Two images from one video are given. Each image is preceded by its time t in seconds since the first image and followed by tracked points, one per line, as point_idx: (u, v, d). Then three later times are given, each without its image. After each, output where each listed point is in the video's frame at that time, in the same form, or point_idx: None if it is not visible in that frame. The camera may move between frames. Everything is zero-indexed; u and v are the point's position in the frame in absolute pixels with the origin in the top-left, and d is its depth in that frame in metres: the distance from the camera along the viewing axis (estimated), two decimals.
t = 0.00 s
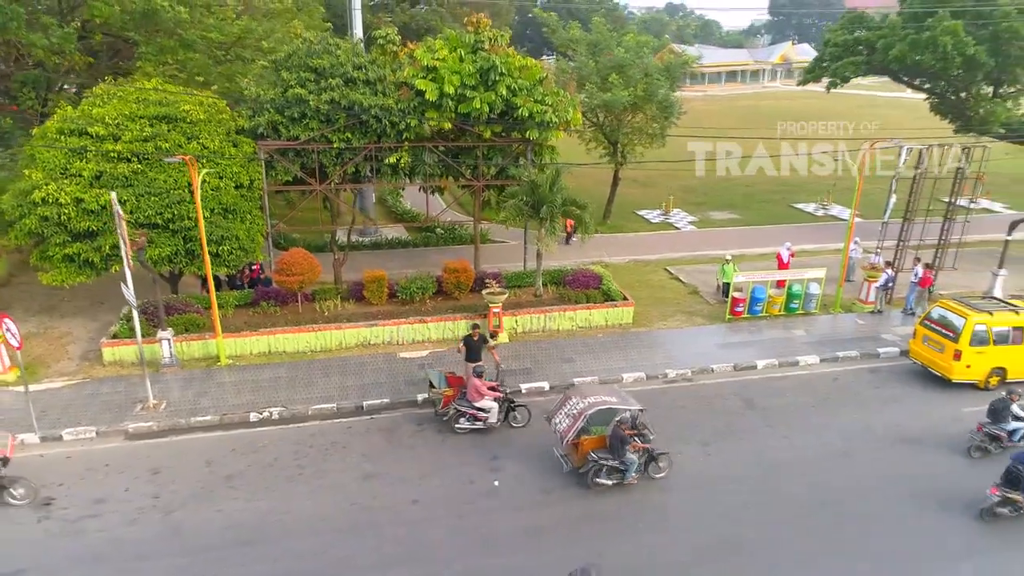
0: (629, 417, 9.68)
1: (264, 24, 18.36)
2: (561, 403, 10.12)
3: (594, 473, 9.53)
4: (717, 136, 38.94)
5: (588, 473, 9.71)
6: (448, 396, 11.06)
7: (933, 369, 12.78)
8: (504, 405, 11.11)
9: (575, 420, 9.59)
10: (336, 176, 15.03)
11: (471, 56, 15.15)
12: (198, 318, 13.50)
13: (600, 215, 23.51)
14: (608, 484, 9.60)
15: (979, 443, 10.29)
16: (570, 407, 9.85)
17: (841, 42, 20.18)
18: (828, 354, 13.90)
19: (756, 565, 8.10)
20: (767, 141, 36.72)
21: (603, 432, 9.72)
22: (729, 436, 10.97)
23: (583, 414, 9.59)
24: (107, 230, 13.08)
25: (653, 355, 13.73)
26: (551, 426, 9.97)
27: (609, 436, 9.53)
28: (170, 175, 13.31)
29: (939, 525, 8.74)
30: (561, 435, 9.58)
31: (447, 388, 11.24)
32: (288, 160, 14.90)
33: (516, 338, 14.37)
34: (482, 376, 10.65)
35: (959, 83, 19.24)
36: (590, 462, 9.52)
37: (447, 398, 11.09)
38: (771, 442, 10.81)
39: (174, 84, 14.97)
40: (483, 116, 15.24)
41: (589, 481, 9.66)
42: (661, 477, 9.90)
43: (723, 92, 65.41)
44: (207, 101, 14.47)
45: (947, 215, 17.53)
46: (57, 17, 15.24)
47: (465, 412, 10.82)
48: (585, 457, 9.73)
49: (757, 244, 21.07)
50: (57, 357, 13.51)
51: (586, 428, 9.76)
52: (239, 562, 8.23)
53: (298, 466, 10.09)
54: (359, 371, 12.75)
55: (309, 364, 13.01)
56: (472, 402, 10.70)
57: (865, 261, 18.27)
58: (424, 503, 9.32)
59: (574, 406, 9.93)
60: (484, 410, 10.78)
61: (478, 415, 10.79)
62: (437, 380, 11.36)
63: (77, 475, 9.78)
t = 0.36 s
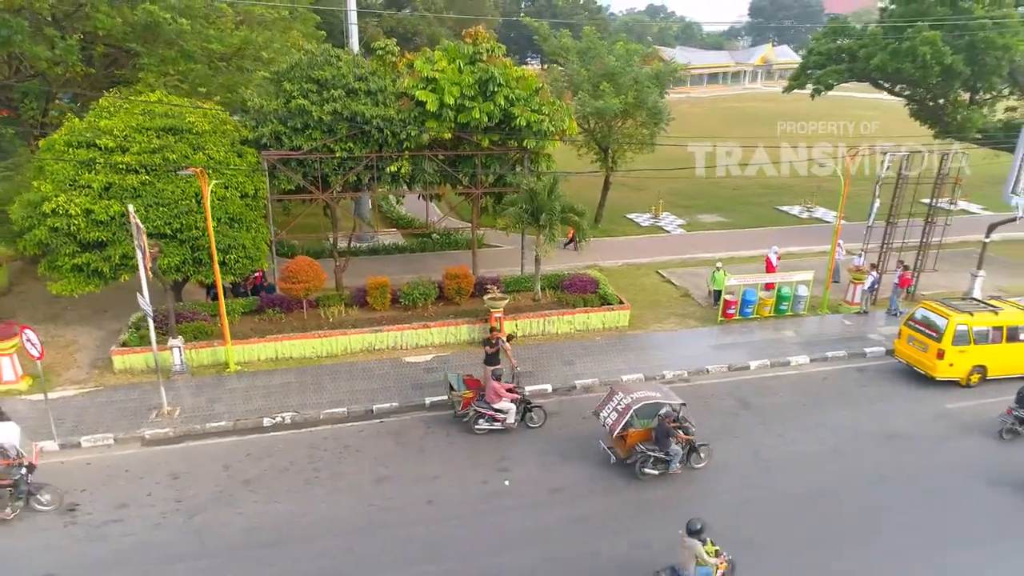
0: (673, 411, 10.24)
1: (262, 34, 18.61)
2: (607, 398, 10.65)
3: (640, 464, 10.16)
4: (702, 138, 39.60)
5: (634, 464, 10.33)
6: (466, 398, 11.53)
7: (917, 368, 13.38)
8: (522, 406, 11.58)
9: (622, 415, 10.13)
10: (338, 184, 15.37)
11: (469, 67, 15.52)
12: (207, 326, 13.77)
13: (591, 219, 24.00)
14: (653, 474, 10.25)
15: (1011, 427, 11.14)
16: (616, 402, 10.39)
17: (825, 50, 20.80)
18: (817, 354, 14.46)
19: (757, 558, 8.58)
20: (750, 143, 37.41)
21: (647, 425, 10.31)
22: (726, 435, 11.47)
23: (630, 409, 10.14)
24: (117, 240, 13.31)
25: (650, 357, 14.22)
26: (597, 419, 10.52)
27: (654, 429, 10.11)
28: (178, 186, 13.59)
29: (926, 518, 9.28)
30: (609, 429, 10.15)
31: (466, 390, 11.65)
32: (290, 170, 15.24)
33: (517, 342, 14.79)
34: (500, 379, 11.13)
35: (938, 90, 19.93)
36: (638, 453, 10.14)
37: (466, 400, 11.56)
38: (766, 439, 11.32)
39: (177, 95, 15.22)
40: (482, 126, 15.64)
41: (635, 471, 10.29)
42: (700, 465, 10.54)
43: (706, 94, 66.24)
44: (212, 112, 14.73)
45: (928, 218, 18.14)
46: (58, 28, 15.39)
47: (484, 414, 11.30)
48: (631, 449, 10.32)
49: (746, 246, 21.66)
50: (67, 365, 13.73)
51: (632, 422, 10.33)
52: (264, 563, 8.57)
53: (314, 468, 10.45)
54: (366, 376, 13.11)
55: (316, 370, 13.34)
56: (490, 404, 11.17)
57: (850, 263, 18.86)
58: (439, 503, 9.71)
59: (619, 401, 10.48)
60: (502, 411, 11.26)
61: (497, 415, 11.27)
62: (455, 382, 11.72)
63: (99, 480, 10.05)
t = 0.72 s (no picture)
0: (711, 405, 11.01)
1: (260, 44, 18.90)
2: (647, 392, 11.42)
3: (680, 454, 10.89)
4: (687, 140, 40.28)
5: (673, 453, 11.05)
6: (487, 398, 11.94)
7: (901, 365, 14.04)
8: (539, 405, 12.10)
9: (662, 407, 10.93)
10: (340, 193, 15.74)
11: (468, 78, 15.94)
12: (215, 332, 14.09)
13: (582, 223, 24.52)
14: (691, 463, 10.96)
15: None
16: (656, 396, 11.20)
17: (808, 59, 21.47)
18: (806, 354, 15.07)
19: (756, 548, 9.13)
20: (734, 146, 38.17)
21: (686, 418, 11.07)
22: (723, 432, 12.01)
23: (670, 403, 10.91)
24: (127, 250, 13.60)
25: (646, 358, 14.75)
26: (639, 412, 11.28)
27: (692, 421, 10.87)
28: (186, 196, 13.90)
29: (913, 509, 9.89)
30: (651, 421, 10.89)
31: (486, 391, 12.07)
32: (293, 178, 15.59)
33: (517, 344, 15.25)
34: (520, 380, 11.62)
35: (916, 98, 20.71)
36: (678, 443, 10.89)
37: (486, 400, 11.97)
38: (760, 436, 11.89)
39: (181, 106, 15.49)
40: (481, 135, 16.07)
41: (674, 460, 11.01)
42: (735, 455, 11.28)
43: (688, 96, 67.10)
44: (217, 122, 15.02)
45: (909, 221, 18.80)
46: (62, 41, 15.60)
47: (504, 413, 11.76)
48: (671, 440, 11.08)
49: (734, 249, 22.28)
50: (77, 372, 13.98)
51: (671, 415, 11.10)
52: (290, 561, 8.96)
53: (330, 470, 10.84)
54: (374, 380, 13.51)
55: (324, 374, 13.71)
56: (511, 404, 11.65)
57: (835, 265, 19.52)
58: (453, 501, 10.16)
59: (660, 395, 11.25)
60: (523, 410, 11.76)
61: (516, 415, 11.77)
62: (475, 383, 12.13)
63: (122, 485, 10.37)
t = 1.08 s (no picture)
0: (743, 397, 11.80)
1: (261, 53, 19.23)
2: (682, 386, 12.21)
3: (714, 443, 11.64)
4: (674, 142, 40.98)
5: (708, 443, 11.79)
6: (507, 397, 12.48)
7: (888, 363, 14.67)
8: (557, 404, 12.67)
9: (698, 399, 11.70)
10: (344, 201, 16.12)
11: (469, 88, 16.35)
12: (226, 338, 14.45)
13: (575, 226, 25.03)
14: (725, 451, 11.72)
15: None
16: (692, 389, 11.96)
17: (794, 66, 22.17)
18: (797, 353, 15.67)
19: (756, 540, 9.67)
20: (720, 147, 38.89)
21: (720, 409, 11.83)
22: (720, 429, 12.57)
23: (706, 395, 11.69)
24: (139, 258, 13.92)
25: (645, 359, 15.29)
26: (675, 404, 12.04)
27: (727, 412, 11.64)
28: (197, 206, 14.25)
29: (902, 501, 10.48)
30: (688, 412, 11.65)
31: (506, 390, 12.61)
32: (299, 186, 15.93)
33: (520, 346, 15.69)
34: (540, 380, 12.21)
35: (898, 103, 21.42)
36: (713, 433, 11.64)
37: (507, 399, 12.52)
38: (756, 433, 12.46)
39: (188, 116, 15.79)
40: (481, 143, 16.51)
41: (708, 449, 11.75)
42: (764, 445, 12.05)
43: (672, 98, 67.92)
44: (224, 132, 15.36)
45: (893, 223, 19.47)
46: (69, 52, 15.86)
47: (524, 412, 12.31)
48: (706, 430, 11.82)
49: (724, 251, 22.88)
50: (89, 378, 14.25)
51: (705, 406, 11.84)
52: (315, 557, 9.37)
53: (347, 470, 11.26)
54: (382, 382, 13.92)
55: (334, 378, 14.09)
56: (532, 402, 12.21)
57: (822, 266, 20.14)
58: (468, 498, 10.62)
59: (694, 388, 12.04)
60: (543, 409, 12.32)
61: (536, 414, 12.33)
62: (496, 383, 12.64)
63: (146, 487, 10.72)
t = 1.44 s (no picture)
0: (768, 388, 12.54)
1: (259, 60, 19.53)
2: (711, 378, 12.97)
3: (742, 431, 12.40)
4: (659, 143, 41.71)
5: (735, 431, 12.55)
6: (526, 394, 12.97)
7: (874, 359, 15.32)
8: (573, 400, 13.17)
9: (725, 390, 12.46)
10: (347, 207, 16.50)
11: (468, 96, 16.80)
12: (235, 341, 14.78)
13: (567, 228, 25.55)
14: (751, 439, 12.48)
15: None
16: (720, 380, 12.73)
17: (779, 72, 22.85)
18: (788, 350, 16.28)
19: (755, 529, 10.22)
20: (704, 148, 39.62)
21: (747, 400, 12.58)
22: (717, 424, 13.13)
23: (733, 386, 12.45)
24: (149, 264, 14.21)
25: (641, 358, 15.83)
26: (704, 395, 12.80)
27: (753, 402, 12.40)
28: (205, 213, 14.57)
29: (891, 491, 11.09)
30: (716, 403, 12.42)
31: (525, 387, 13.10)
32: (302, 192, 16.28)
33: (520, 347, 16.15)
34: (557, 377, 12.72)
35: (880, 108, 22.13)
36: (739, 422, 12.40)
37: (526, 396, 13.00)
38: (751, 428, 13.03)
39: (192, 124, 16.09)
40: (480, 150, 16.96)
41: (736, 437, 12.52)
42: (788, 433, 12.78)
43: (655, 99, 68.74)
44: (229, 140, 15.67)
45: (875, 224, 20.17)
46: (73, 61, 16.08)
47: (543, 408, 12.82)
48: (733, 419, 12.58)
49: (712, 251, 23.50)
50: (99, 382, 14.51)
51: (733, 397, 12.60)
52: (337, 552, 9.78)
53: (361, 469, 11.66)
54: (389, 383, 14.32)
55: (342, 380, 14.47)
56: (550, 399, 12.72)
57: (808, 267, 20.80)
58: (480, 493, 11.07)
59: (722, 379, 12.80)
60: (560, 405, 12.82)
61: (554, 410, 12.83)
62: (515, 380, 13.11)
63: (167, 487, 11.06)
